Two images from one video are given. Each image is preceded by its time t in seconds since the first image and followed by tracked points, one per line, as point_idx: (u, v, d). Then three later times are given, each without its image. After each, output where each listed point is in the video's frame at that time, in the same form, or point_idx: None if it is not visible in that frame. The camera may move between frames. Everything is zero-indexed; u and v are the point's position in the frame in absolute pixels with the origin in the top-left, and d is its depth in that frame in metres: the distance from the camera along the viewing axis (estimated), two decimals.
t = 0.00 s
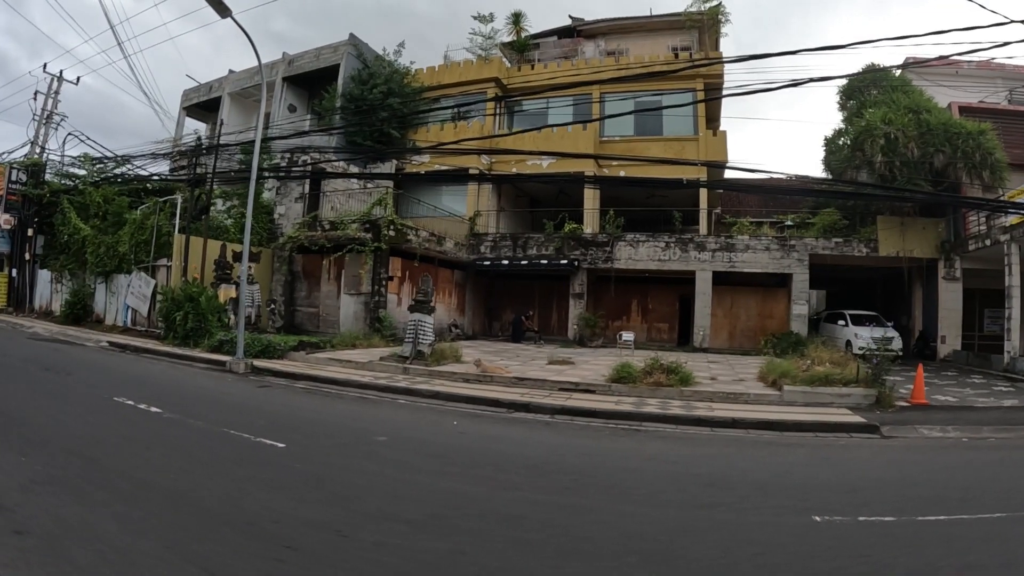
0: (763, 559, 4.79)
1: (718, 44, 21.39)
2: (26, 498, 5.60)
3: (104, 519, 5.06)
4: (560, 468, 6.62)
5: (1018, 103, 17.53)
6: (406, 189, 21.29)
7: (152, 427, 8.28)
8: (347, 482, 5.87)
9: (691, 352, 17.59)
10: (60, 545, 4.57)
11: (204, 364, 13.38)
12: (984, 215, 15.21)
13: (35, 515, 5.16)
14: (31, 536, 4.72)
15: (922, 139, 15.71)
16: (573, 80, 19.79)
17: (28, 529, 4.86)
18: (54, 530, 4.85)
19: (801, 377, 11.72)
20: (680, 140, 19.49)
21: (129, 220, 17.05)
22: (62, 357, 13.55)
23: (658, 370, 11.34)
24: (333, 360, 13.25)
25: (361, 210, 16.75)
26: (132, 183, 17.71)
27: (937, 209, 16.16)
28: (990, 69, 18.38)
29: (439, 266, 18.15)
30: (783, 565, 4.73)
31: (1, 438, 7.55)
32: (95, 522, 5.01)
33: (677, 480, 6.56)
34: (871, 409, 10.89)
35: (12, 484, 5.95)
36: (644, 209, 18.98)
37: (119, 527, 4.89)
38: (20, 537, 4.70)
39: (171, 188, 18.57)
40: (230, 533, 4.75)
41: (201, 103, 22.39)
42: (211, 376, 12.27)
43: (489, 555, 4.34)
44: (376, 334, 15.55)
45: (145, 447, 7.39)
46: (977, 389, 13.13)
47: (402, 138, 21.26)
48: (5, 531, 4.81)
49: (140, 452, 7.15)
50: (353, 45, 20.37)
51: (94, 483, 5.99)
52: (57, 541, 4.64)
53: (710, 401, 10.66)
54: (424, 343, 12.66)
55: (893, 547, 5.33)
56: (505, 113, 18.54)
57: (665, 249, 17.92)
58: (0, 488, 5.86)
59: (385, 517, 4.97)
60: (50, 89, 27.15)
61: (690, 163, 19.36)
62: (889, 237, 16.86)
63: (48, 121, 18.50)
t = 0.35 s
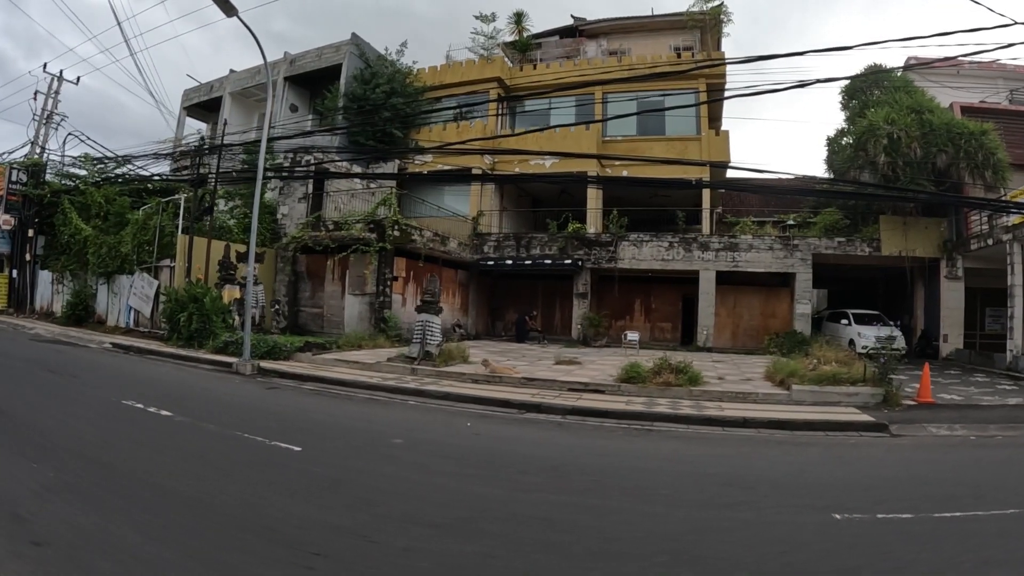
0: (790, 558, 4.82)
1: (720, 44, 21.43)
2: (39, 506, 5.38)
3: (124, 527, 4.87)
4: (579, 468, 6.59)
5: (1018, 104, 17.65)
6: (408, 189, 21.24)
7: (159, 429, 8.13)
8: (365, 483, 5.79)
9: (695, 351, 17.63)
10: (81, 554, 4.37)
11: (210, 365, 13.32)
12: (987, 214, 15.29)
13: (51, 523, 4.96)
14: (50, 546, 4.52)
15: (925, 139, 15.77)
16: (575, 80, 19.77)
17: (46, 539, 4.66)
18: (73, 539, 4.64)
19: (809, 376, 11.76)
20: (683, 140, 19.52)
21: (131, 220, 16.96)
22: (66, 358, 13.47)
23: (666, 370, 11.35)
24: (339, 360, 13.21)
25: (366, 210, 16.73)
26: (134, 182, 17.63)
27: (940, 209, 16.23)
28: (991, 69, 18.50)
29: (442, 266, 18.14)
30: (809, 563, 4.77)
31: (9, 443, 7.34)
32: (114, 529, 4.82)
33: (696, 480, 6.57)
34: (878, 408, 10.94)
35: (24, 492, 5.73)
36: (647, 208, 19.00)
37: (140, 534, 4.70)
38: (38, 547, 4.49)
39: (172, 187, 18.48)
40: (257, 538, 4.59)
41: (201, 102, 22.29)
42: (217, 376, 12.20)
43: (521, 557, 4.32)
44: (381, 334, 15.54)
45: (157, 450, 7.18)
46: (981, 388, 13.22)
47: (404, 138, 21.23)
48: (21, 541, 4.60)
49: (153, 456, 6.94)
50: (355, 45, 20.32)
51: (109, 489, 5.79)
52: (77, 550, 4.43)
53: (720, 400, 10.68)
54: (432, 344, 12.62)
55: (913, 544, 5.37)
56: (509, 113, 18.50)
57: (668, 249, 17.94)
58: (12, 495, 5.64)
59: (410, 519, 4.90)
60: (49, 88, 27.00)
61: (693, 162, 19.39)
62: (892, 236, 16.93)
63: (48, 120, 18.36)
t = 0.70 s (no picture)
0: (811, 557, 4.81)
1: (722, 44, 21.44)
2: (48, 510, 5.24)
3: (137, 532, 4.73)
4: (593, 469, 6.56)
5: (1021, 104, 17.70)
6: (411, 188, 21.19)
7: (166, 431, 8.01)
8: (380, 484, 5.71)
9: (699, 351, 17.63)
10: (95, 561, 4.24)
11: (215, 365, 13.25)
12: (990, 214, 15.31)
13: (62, 528, 4.81)
14: (62, 553, 4.38)
15: (929, 139, 15.80)
16: (578, 79, 19.74)
17: (58, 545, 4.51)
18: (85, 545, 4.50)
19: (816, 376, 11.76)
20: (686, 140, 19.53)
21: (134, 220, 16.87)
22: (69, 359, 13.38)
23: (674, 370, 11.35)
24: (345, 360, 13.17)
25: (369, 209, 16.69)
26: (137, 182, 17.55)
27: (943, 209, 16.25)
28: (994, 69, 18.53)
29: (446, 266, 18.11)
30: (830, 562, 4.77)
31: (14, 447, 7.18)
32: (127, 534, 4.68)
33: (710, 480, 6.56)
34: (885, 408, 10.95)
35: (32, 496, 5.58)
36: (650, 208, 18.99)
37: (154, 540, 4.56)
38: (50, 554, 4.35)
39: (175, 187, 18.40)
40: (275, 543, 4.46)
41: (204, 101, 22.22)
42: (222, 377, 12.14)
43: (544, 558, 4.27)
44: (386, 334, 15.51)
45: (165, 452, 7.04)
46: (986, 387, 13.27)
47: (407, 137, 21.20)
48: (32, 548, 4.47)
49: (162, 458, 6.80)
50: (358, 44, 20.26)
51: (119, 492, 5.65)
52: (91, 556, 4.30)
53: (727, 400, 10.67)
54: (438, 344, 12.58)
55: (931, 542, 5.38)
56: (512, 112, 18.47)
57: (672, 249, 17.94)
58: (19, 500, 5.49)
59: (429, 521, 4.84)
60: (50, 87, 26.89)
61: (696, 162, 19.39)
62: (895, 236, 16.95)
63: (49, 120, 18.26)
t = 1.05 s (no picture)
0: (838, 558, 4.75)
1: (725, 44, 21.42)
2: (55, 513, 5.06)
3: (150, 539, 4.50)
4: (611, 470, 6.48)
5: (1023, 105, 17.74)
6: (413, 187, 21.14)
7: (171, 432, 7.83)
8: (397, 485, 5.59)
9: (703, 351, 17.60)
10: (107, 566, 4.07)
11: (219, 365, 13.14)
12: (994, 214, 15.32)
13: (71, 536, 4.58)
14: (72, 562, 4.14)
15: (933, 139, 15.80)
16: (581, 78, 19.70)
17: (68, 555, 4.27)
18: (97, 554, 4.27)
19: (824, 376, 11.73)
20: (690, 139, 19.51)
21: (135, 219, 16.74)
22: (72, 359, 13.25)
23: (682, 369, 11.31)
24: (351, 360, 13.09)
25: (373, 209, 16.61)
26: (138, 181, 17.44)
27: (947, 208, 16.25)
28: (997, 70, 18.56)
29: (450, 266, 18.04)
30: (858, 562, 4.72)
31: (16, 450, 6.93)
32: (140, 542, 4.46)
33: (729, 480, 6.50)
34: (894, 407, 10.94)
35: (37, 501, 5.34)
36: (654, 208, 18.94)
37: (168, 548, 4.34)
38: (59, 564, 4.11)
39: (177, 186, 18.28)
40: (295, 549, 4.28)
41: (205, 100, 22.11)
42: (227, 378, 12.02)
43: (572, 563, 4.16)
44: (390, 334, 15.44)
45: (173, 455, 6.80)
46: (992, 387, 13.28)
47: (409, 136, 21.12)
48: (41, 553, 4.29)
49: (170, 461, 6.55)
50: (360, 42, 20.18)
51: (128, 497, 5.41)
52: (103, 561, 4.14)
53: (737, 400, 10.64)
54: (445, 344, 12.50)
55: (955, 541, 5.34)
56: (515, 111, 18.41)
57: (677, 248, 17.91)
58: (25, 502, 5.31)
59: (451, 523, 4.71)
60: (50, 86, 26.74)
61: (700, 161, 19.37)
62: (899, 236, 16.95)
63: (50, 118, 18.11)
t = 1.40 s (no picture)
0: (861, 558, 4.73)
1: (727, 43, 21.42)
2: (62, 516, 4.94)
3: (163, 547, 4.33)
4: (626, 472, 6.43)
5: None
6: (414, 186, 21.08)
7: (176, 433, 7.71)
8: (413, 488, 5.51)
9: (706, 350, 17.59)
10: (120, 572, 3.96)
11: (222, 366, 13.03)
12: (997, 214, 15.34)
13: (80, 545, 4.38)
14: (84, 569, 4.01)
15: (936, 139, 15.83)
16: (583, 77, 19.67)
17: (78, 561, 4.15)
18: (108, 559, 4.15)
19: (831, 376, 11.73)
20: (692, 138, 19.50)
21: (136, 218, 16.61)
22: (73, 360, 13.10)
23: (690, 369, 11.29)
24: (356, 361, 13.00)
25: (376, 208, 16.51)
26: (138, 180, 17.30)
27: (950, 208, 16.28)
28: (998, 69, 18.60)
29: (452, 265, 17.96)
30: (881, 563, 4.69)
31: (17, 454, 6.72)
32: (153, 551, 4.27)
33: (745, 481, 6.46)
34: (901, 406, 10.94)
35: (43, 505, 5.20)
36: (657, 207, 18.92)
37: (182, 557, 4.16)
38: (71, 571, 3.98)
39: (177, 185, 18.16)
40: (314, 553, 4.18)
41: (205, 99, 21.99)
42: (231, 378, 11.92)
43: (598, 566, 4.11)
44: (394, 334, 15.36)
45: (180, 458, 6.60)
46: (996, 386, 13.30)
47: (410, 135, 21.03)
48: (51, 558, 4.17)
49: (178, 464, 6.35)
50: (362, 41, 20.09)
51: (137, 503, 5.21)
52: (115, 567, 4.03)
53: (745, 400, 10.63)
54: (450, 344, 12.44)
55: (975, 540, 5.32)
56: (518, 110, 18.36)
57: (679, 247, 17.90)
58: (31, 505, 5.19)
59: (471, 527, 4.64)
60: (49, 85, 26.62)
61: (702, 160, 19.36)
62: (902, 235, 16.98)
63: (49, 117, 17.97)
